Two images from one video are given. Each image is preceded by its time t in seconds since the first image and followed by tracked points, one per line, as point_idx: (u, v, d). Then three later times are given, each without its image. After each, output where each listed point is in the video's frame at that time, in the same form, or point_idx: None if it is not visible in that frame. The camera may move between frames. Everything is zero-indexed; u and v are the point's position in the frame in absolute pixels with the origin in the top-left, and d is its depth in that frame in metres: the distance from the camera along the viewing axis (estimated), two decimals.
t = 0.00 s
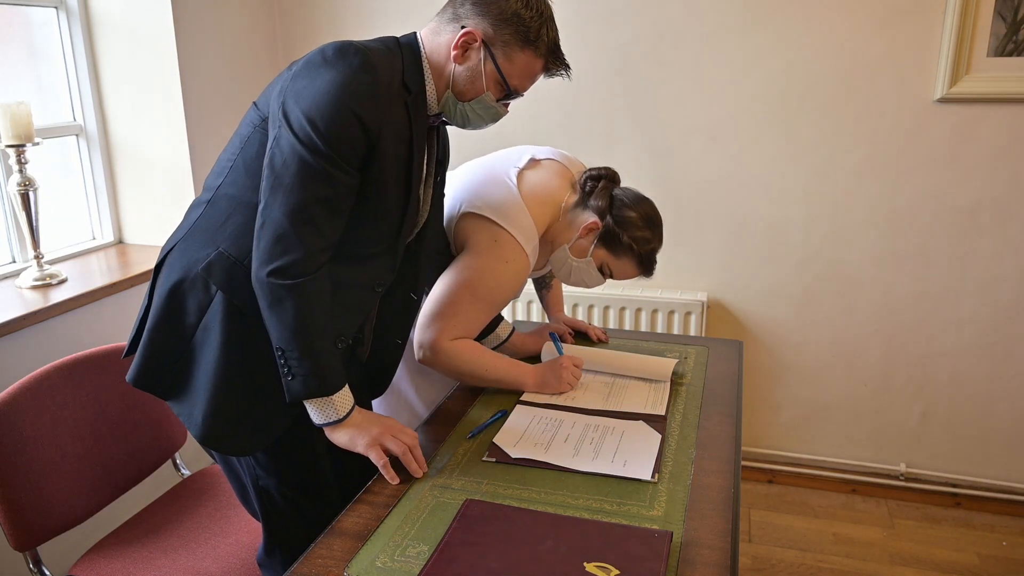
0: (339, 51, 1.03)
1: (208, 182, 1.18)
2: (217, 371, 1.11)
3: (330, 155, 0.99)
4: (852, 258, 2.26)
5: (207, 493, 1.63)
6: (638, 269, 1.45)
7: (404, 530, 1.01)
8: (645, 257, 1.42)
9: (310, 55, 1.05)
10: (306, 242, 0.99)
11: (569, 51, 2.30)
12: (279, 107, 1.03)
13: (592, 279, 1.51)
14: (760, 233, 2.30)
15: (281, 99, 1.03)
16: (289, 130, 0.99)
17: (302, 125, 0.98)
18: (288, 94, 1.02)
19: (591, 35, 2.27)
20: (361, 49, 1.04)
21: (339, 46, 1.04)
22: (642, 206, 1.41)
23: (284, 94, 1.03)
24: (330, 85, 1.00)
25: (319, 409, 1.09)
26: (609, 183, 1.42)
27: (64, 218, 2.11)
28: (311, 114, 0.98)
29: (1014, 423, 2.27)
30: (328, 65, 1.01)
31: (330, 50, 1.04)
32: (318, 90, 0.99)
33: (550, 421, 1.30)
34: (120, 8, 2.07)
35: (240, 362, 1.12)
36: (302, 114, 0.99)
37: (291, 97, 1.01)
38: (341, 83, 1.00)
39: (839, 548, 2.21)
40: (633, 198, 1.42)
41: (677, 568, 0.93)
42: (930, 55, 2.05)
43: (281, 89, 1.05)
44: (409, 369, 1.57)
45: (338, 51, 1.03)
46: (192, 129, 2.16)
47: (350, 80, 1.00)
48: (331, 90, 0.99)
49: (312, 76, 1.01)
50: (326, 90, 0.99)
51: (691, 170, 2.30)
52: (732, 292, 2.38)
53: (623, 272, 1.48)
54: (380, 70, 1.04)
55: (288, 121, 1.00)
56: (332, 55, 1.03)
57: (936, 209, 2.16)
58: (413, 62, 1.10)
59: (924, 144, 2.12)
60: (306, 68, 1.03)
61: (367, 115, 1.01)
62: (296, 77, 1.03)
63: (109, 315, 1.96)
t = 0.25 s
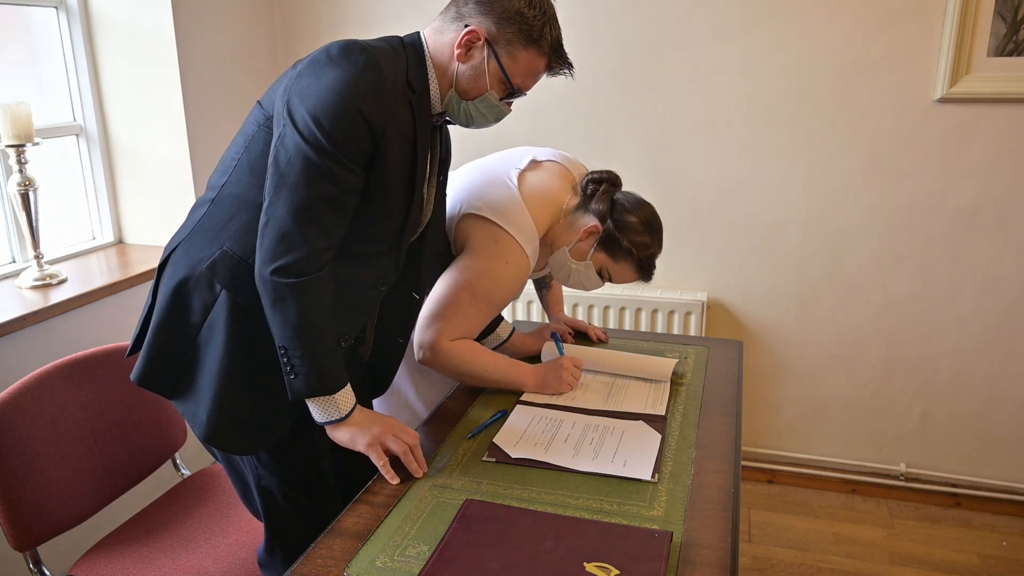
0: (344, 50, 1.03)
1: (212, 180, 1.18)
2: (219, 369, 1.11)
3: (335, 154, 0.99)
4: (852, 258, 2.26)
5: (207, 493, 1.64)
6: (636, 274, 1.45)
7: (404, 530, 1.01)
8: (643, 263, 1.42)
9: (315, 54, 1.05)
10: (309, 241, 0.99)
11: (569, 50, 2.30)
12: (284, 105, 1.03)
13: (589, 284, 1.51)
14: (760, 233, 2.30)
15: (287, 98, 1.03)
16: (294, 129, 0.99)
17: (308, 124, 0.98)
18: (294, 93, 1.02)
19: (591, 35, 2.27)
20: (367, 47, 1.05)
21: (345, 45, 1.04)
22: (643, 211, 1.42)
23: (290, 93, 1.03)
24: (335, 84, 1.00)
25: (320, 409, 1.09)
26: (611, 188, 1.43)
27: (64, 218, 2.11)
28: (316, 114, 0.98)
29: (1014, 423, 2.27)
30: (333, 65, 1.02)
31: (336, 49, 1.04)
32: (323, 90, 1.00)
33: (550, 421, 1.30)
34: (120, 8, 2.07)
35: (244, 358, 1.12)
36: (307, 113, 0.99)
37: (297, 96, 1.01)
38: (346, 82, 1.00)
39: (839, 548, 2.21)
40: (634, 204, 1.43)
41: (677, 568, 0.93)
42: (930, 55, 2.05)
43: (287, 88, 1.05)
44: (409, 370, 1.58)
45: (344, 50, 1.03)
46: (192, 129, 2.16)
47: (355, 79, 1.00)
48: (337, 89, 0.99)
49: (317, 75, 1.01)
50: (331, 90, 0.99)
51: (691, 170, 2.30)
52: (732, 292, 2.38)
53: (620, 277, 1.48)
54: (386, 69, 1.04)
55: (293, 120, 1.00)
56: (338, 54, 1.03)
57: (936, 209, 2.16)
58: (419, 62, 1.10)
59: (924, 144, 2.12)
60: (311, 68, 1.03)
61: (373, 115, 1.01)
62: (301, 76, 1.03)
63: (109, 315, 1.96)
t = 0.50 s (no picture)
0: (348, 51, 1.03)
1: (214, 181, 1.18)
2: (220, 370, 1.11)
3: (338, 155, 0.99)
4: (852, 258, 2.26)
5: (207, 493, 1.64)
6: (636, 279, 1.45)
7: (404, 530, 1.01)
8: (644, 268, 1.42)
9: (319, 55, 1.05)
10: (311, 243, 0.99)
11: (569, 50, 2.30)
12: (288, 106, 1.03)
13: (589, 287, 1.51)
14: (760, 233, 2.30)
15: (290, 99, 1.03)
16: (298, 130, 0.99)
17: (311, 125, 0.98)
18: (298, 93, 1.02)
19: (591, 35, 2.27)
20: (371, 48, 1.05)
21: (348, 46, 1.04)
22: (645, 217, 1.42)
23: (293, 94, 1.03)
24: (339, 85, 1.00)
25: (320, 410, 1.09)
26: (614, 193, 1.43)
27: (64, 218, 2.11)
28: (320, 115, 0.98)
29: (1014, 423, 2.27)
30: (337, 66, 1.01)
31: (339, 50, 1.04)
32: (326, 91, 1.00)
33: (550, 421, 1.30)
34: (120, 8, 2.07)
35: (246, 358, 1.12)
36: (311, 114, 0.99)
37: (300, 97, 1.01)
38: (350, 84, 1.00)
39: (839, 548, 2.21)
40: (637, 209, 1.42)
41: (677, 568, 0.93)
42: (930, 55, 2.05)
43: (291, 89, 1.05)
44: (410, 370, 1.58)
45: (348, 51, 1.03)
46: (192, 129, 2.16)
47: (359, 81, 1.00)
48: (340, 90, 0.99)
49: (321, 76, 1.01)
50: (335, 91, 0.99)
51: (691, 170, 2.30)
52: (732, 292, 2.38)
53: (620, 281, 1.47)
54: (390, 71, 1.04)
55: (297, 121, 1.00)
56: (341, 55, 1.03)
57: (936, 209, 2.16)
58: (423, 63, 1.10)
59: (924, 144, 2.12)
60: (315, 68, 1.03)
61: (376, 116, 1.01)
62: (305, 77, 1.03)
63: (109, 315, 1.96)
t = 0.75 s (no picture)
0: (349, 53, 1.03)
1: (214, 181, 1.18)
2: (219, 370, 1.11)
3: (338, 157, 0.99)
4: (852, 258, 2.26)
5: (207, 493, 1.64)
6: (634, 282, 1.45)
7: (404, 530, 1.01)
8: (642, 272, 1.42)
9: (319, 57, 1.05)
10: (310, 245, 0.99)
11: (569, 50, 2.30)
12: (288, 107, 1.03)
13: (587, 290, 1.51)
14: (760, 233, 2.30)
15: (290, 101, 1.03)
16: (298, 132, 0.99)
17: (312, 127, 0.99)
18: (298, 95, 1.02)
19: (591, 35, 2.27)
20: (373, 50, 1.05)
21: (349, 48, 1.04)
22: (645, 221, 1.41)
23: (294, 96, 1.03)
24: (339, 87, 1.00)
25: (319, 411, 1.09)
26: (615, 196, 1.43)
27: (64, 218, 2.11)
28: (320, 117, 0.98)
29: (1014, 423, 2.27)
30: (338, 68, 1.02)
31: (340, 51, 1.04)
32: (327, 93, 1.00)
33: (550, 421, 1.30)
34: (120, 8, 2.07)
35: (245, 359, 1.12)
36: (311, 116, 0.99)
37: (301, 98, 1.01)
38: (351, 86, 1.00)
39: (839, 548, 2.21)
40: (637, 214, 1.42)
41: (677, 568, 0.93)
42: (930, 55, 2.05)
43: (291, 91, 1.05)
44: (410, 370, 1.58)
45: (348, 52, 1.03)
46: (192, 129, 2.16)
47: (359, 83, 1.00)
48: (340, 92, 0.99)
49: (322, 78, 1.01)
50: (335, 92, 0.99)
51: (691, 170, 2.30)
52: (732, 292, 2.38)
53: (618, 284, 1.47)
54: (390, 73, 1.04)
55: (297, 123, 1.00)
56: (342, 57, 1.03)
57: (936, 209, 2.16)
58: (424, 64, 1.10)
59: (924, 144, 2.12)
60: (316, 70, 1.03)
61: (376, 118, 1.01)
62: (305, 78, 1.03)
63: (109, 315, 1.96)
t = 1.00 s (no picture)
0: (350, 55, 1.03)
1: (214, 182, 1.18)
2: (218, 371, 1.11)
3: (337, 159, 0.99)
4: (852, 258, 2.26)
5: (207, 493, 1.64)
6: (632, 283, 1.46)
7: (404, 530, 1.01)
8: (641, 274, 1.42)
9: (320, 58, 1.05)
10: (309, 246, 0.99)
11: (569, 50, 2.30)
12: (288, 108, 1.03)
13: (586, 291, 1.51)
14: (761, 233, 2.30)
15: (291, 101, 1.03)
16: (298, 133, 0.99)
17: (312, 128, 0.98)
18: (299, 96, 1.02)
19: (591, 35, 2.27)
20: (373, 52, 1.05)
21: (350, 50, 1.04)
22: (645, 223, 1.41)
23: (294, 97, 1.03)
24: (339, 89, 1.00)
25: (318, 413, 1.09)
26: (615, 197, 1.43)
27: (64, 218, 2.11)
28: (320, 118, 0.98)
29: (1014, 423, 2.27)
30: (338, 69, 1.02)
31: (341, 53, 1.04)
32: (327, 94, 1.00)
33: (550, 421, 1.30)
34: (120, 8, 2.07)
35: (244, 359, 1.12)
36: (311, 118, 0.99)
37: (301, 99, 1.01)
38: (351, 87, 1.00)
39: (839, 548, 2.21)
40: (637, 215, 1.42)
41: (677, 568, 0.93)
42: (930, 55, 2.05)
43: (291, 92, 1.05)
44: (409, 370, 1.57)
45: (349, 54, 1.03)
46: (192, 129, 2.16)
47: (359, 85, 1.00)
48: (340, 94, 0.99)
49: (322, 79, 1.01)
50: (335, 94, 0.99)
51: (691, 170, 2.30)
52: (732, 292, 2.38)
53: (617, 285, 1.48)
54: (391, 74, 1.04)
55: (297, 124, 1.00)
56: (342, 58, 1.03)
57: (936, 209, 2.16)
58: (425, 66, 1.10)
59: (924, 143, 2.12)
60: (316, 71, 1.03)
61: (376, 120, 1.01)
62: (306, 80, 1.03)
63: (109, 315, 1.96)
